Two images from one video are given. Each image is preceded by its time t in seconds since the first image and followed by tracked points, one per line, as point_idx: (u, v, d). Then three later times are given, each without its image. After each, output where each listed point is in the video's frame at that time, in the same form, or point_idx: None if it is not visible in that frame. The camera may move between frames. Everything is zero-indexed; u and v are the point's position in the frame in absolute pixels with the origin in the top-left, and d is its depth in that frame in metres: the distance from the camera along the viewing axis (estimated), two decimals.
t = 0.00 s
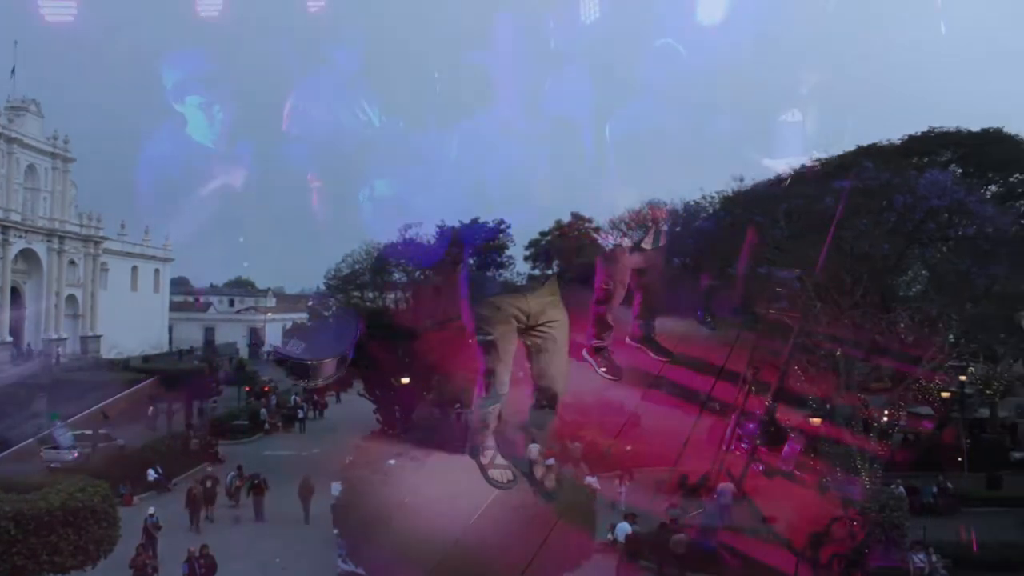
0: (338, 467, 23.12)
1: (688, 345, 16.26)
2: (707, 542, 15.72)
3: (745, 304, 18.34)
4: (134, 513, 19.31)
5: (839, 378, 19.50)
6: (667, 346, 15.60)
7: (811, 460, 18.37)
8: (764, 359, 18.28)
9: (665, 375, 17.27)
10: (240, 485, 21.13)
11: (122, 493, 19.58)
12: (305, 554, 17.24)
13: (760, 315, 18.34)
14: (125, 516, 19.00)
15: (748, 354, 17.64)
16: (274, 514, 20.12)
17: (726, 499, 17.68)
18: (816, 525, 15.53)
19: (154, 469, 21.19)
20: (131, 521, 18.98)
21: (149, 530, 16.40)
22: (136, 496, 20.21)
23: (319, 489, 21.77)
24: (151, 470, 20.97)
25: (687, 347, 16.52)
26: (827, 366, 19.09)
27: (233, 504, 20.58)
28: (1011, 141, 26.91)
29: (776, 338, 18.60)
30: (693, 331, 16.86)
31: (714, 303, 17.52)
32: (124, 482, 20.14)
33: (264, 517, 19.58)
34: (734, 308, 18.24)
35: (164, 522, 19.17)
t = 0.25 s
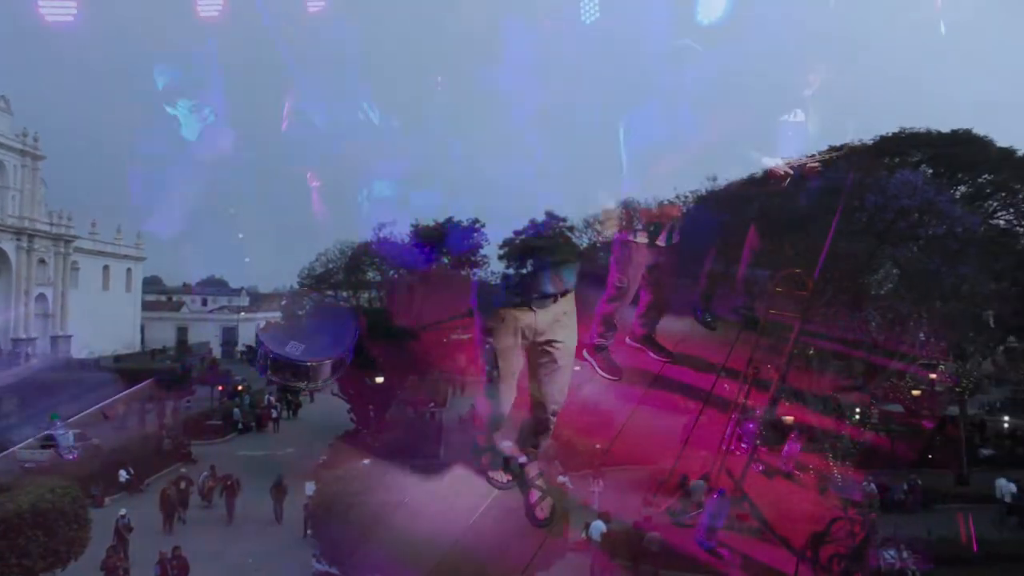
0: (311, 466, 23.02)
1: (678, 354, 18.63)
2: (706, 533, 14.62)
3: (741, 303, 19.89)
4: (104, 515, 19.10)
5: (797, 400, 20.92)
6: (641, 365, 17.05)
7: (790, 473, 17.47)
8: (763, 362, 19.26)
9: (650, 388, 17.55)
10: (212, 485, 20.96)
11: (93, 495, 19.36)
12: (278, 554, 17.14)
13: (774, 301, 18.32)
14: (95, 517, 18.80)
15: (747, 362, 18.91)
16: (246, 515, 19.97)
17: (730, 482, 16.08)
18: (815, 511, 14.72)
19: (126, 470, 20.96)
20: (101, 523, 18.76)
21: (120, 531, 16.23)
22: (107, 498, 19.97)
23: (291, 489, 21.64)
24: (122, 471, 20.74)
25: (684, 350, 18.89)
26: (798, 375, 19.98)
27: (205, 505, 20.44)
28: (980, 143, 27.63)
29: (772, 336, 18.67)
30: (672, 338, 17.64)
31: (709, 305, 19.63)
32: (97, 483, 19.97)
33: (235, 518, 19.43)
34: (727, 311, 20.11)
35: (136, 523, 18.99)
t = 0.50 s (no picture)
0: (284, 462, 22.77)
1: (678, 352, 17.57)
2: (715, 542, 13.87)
3: (741, 303, 19.25)
4: (72, 516, 18.87)
5: (780, 391, 20.51)
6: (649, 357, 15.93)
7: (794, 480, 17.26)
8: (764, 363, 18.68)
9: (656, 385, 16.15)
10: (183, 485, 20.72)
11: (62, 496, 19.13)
12: (249, 553, 16.96)
13: (777, 301, 17.36)
14: (62, 518, 18.56)
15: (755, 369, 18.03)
16: (218, 513, 19.76)
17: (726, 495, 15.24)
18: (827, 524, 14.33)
19: (95, 470, 20.70)
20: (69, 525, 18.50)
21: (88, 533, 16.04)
22: (75, 499, 19.71)
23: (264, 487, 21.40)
24: (91, 471, 20.50)
25: (683, 347, 18.14)
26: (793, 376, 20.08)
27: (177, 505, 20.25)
28: (948, 143, 27.76)
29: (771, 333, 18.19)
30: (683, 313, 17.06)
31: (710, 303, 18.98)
32: (64, 484, 19.70)
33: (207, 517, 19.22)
34: (727, 307, 19.33)
35: (105, 523, 18.77)
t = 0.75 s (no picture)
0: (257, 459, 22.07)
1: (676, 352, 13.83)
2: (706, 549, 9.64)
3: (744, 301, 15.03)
4: (44, 514, 18.49)
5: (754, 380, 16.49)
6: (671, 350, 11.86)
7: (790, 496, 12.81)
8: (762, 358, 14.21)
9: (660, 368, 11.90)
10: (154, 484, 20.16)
11: (31, 494, 18.79)
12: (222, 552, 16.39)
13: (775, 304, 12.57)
14: (32, 517, 18.18)
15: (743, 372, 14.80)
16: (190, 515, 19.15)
17: (725, 498, 10.41)
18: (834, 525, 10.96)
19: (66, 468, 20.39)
20: (40, 524, 18.14)
21: (58, 529, 15.71)
22: (45, 496, 19.43)
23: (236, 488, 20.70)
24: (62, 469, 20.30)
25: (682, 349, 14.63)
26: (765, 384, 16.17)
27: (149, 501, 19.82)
28: (919, 140, 27.72)
29: (773, 331, 13.93)
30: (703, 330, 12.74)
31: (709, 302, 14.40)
32: (33, 485, 19.43)
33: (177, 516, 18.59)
34: (728, 312, 14.60)
35: (74, 525, 18.25)
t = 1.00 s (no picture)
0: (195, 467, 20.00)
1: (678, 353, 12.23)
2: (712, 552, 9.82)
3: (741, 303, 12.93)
4: None
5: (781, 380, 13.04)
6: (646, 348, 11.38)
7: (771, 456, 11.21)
8: (761, 358, 12.24)
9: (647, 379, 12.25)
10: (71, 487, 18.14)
11: None
12: None
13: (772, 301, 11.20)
14: None
15: (751, 345, 12.42)
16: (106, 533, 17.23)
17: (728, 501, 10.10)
18: (839, 525, 9.76)
19: None
20: None
21: None
22: None
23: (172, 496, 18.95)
24: None
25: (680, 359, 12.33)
26: (798, 353, 13.41)
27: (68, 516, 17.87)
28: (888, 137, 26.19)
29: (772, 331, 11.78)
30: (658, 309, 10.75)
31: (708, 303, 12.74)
32: None
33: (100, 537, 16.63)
34: (723, 316, 12.67)
35: None
